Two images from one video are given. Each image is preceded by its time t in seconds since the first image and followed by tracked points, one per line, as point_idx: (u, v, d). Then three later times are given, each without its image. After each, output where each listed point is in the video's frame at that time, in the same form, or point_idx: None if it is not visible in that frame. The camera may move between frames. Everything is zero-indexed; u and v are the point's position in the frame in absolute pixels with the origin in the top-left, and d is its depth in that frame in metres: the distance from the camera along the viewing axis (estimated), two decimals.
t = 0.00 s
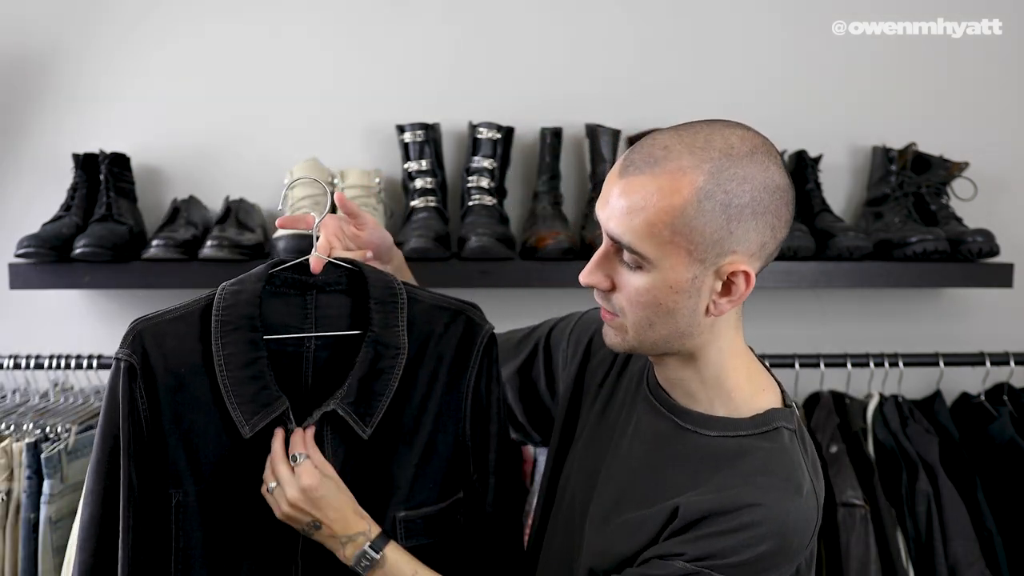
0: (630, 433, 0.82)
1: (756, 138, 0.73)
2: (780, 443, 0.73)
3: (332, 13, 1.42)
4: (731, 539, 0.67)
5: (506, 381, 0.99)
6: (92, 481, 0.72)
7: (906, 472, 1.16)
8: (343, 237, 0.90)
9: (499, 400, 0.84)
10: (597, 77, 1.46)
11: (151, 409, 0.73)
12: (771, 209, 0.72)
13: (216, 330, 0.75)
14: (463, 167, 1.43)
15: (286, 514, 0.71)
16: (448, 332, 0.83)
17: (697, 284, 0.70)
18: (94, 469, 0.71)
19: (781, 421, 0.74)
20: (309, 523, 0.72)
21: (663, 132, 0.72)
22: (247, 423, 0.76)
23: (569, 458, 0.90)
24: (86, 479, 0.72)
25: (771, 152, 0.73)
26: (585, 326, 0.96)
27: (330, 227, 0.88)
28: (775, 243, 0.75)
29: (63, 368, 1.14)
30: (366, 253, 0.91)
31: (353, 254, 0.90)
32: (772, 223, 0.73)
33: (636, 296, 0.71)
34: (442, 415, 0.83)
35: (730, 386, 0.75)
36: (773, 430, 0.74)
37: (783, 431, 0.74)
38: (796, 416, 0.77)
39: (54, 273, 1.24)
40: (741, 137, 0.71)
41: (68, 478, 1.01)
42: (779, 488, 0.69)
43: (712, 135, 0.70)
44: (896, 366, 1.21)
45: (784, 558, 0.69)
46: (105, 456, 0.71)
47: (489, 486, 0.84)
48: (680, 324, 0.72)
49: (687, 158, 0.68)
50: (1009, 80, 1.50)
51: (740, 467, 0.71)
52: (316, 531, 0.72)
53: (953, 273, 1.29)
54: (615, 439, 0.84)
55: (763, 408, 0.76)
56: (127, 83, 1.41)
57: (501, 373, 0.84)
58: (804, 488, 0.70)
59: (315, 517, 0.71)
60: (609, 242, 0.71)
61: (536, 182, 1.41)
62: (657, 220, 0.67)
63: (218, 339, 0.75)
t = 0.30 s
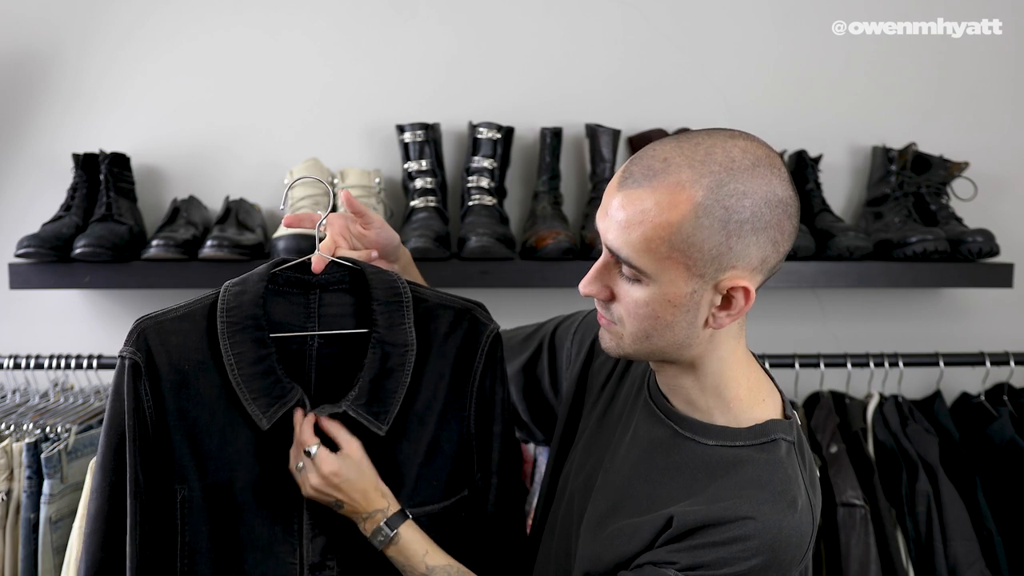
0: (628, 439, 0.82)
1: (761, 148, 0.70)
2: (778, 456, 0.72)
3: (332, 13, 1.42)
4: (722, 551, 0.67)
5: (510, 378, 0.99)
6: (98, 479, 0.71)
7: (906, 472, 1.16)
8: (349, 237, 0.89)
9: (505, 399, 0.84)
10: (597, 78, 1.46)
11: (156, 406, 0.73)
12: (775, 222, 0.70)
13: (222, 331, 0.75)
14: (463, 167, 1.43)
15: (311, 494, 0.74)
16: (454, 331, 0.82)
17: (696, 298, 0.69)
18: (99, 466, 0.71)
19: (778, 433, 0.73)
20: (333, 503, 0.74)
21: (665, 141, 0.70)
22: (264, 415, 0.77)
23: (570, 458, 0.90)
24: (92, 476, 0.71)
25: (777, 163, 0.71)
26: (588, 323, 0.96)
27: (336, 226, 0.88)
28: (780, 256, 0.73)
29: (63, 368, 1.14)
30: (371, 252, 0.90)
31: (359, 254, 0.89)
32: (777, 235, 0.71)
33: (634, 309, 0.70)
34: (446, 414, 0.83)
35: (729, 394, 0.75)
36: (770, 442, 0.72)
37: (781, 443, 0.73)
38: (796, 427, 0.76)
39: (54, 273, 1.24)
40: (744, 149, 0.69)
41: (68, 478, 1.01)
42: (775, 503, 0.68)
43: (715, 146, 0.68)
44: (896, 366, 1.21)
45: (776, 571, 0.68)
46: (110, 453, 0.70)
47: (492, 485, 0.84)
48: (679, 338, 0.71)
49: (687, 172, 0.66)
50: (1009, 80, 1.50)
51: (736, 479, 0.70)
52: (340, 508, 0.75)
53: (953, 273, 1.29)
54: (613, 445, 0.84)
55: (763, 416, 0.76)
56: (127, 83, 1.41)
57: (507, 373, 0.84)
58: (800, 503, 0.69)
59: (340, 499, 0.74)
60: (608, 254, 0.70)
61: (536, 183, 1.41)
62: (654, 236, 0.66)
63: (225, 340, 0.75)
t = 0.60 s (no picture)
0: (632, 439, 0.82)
1: (761, 153, 0.69)
2: (780, 460, 0.72)
3: (332, 14, 1.42)
4: (723, 553, 0.67)
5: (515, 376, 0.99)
6: (106, 471, 0.71)
7: (906, 472, 1.16)
8: (355, 233, 0.89)
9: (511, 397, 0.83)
10: (597, 78, 1.46)
11: (164, 398, 0.73)
12: (776, 229, 0.69)
13: (228, 326, 0.75)
14: (463, 167, 1.43)
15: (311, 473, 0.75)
16: (459, 329, 0.82)
17: (695, 304, 0.69)
18: (107, 458, 0.71)
19: (782, 438, 0.73)
20: (329, 485, 0.74)
21: (665, 146, 0.70)
22: (272, 408, 0.76)
23: (573, 457, 0.90)
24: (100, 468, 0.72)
25: (778, 168, 0.70)
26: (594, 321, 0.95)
27: (344, 223, 0.87)
28: (782, 261, 0.72)
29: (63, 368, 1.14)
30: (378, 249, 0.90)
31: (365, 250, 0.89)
32: (779, 241, 0.70)
33: (634, 314, 0.70)
34: (451, 411, 0.83)
35: (733, 397, 0.74)
36: (774, 446, 0.73)
37: (785, 447, 0.73)
38: (799, 432, 0.76)
39: (54, 273, 1.24)
40: (744, 154, 0.68)
41: (68, 478, 1.01)
42: (777, 508, 0.69)
43: (714, 151, 0.67)
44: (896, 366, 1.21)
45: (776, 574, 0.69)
46: (119, 445, 0.71)
47: (494, 483, 0.84)
48: (678, 343, 0.71)
49: (684, 178, 0.66)
50: (1009, 80, 1.50)
51: (738, 484, 0.71)
52: (335, 494, 0.74)
53: (953, 273, 1.29)
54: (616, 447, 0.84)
55: (766, 420, 0.75)
56: (127, 83, 1.41)
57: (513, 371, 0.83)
58: (801, 508, 0.69)
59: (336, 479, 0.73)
60: (608, 259, 0.70)
61: (536, 182, 1.41)
62: (651, 242, 0.65)
63: (231, 334, 0.75)
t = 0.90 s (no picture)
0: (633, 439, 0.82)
1: (763, 155, 0.69)
2: (782, 462, 0.72)
3: (332, 13, 1.42)
4: (723, 554, 0.67)
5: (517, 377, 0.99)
6: (104, 464, 0.72)
7: (906, 472, 1.16)
8: (357, 233, 0.89)
9: (511, 398, 0.83)
10: (596, 78, 1.46)
11: (163, 395, 0.74)
12: (777, 231, 0.69)
13: (229, 324, 0.76)
14: (463, 167, 1.43)
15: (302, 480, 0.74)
16: (458, 331, 0.82)
17: (698, 308, 0.68)
18: (106, 452, 0.72)
19: (784, 440, 0.73)
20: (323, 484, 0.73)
21: (666, 149, 0.69)
22: (270, 406, 0.77)
23: (575, 459, 0.90)
24: (100, 462, 0.72)
25: (779, 169, 0.70)
26: (595, 324, 0.96)
27: (347, 223, 0.88)
28: (785, 262, 0.72)
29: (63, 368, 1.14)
30: (379, 250, 0.90)
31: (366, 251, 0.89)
32: (781, 243, 0.70)
33: (636, 317, 0.70)
34: (450, 413, 0.83)
35: (735, 400, 0.74)
36: (775, 448, 0.72)
37: (787, 449, 0.73)
38: (801, 435, 0.76)
39: (54, 273, 1.24)
40: (745, 156, 0.68)
41: (68, 477, 1.01)
42: (777, 510, 0.69)
43: (715, 154, 0.67)
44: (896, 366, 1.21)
45: None
46: (117, 439, 0.71)
47: (497, 487, 0.84)
48: (680, 346, 0.71)
49: (686, 182, 0.66)
50: (1009, 80, 1.50)
51: (738, 485, 0.71)
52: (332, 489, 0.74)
53: (953, 273, 1.29)
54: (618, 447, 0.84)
55: (768, 424, 0.75)
56: (127, 83, 1.41)
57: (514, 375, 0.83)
58: (802, 510, 0.69)
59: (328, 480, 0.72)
60: (610, 262, 0.70)
61: (536, 182, 1.41)
62: (654, 246, 0.65)
63: (232, 332, 0.76)
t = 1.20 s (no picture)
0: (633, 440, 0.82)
1: (762, 155, 0.69)
2: (780, 464, 0.72)
3: (333, 13, 1.42)
4: (721, 554, 0.67)
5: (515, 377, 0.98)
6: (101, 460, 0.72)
7: (906, 472, 1.16)
8: (355, 232, 0.89)
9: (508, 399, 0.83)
10: (596, 78, 1.46)
11: (159, 391, 0.74)
12: (779, 229, 0.69)
13: (225, 321, 0.76)
14: (463, 167, 1.43)
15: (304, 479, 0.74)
16: (455, 331, 0.82)
17: (700, 308, 0.69)
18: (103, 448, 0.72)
19: (783, 441, 0.73)
20: (326, 479, 0.74)
21: (666, 149, 0.69)
22: (264, 400, 0.77)
23: (575, 459, 0.90)
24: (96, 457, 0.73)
25: (779, 168, 0.70)
26: (596, 324, 0.96)
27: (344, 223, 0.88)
28: (786, 261, 0.72)
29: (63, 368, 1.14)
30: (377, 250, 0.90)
31: (364, 251, 0.89)
32: (782, 242, 0.70)
33: (638, 318, 0.70)
34: (446, 414, 0.82)
35: (734, 401, 0.74)
36: (774, 449, 0.72)
37: (785, 451, 0.73)
38: (801, 437, 0.75)
39: (54, 273, 1.24)
40: (745, 156, 0.68)
41: (68, 477, 1.01)
42: (774, 512, 0.68)
43: (716, 153, 0.67)
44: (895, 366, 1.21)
45: None
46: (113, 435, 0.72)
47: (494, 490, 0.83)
48: (683, 346, 0.71)
49: (687, 182, 0.66)
50: (1009, 80, 1.50)
51: (737, 486, 0.70)
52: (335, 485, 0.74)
53: (953, 273, 1.29)
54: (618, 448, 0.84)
55: (767, 425, 0.75)
56: (126, 83, 1.42)
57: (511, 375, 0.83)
58: (801, 512, 0.69)
59: (331, 473, 0.73)
60: (611, 263, 0.70)
61: (536, 183, 1.41)
62: (656, 247, 0.65)
63: (228, 329, 0.76)
